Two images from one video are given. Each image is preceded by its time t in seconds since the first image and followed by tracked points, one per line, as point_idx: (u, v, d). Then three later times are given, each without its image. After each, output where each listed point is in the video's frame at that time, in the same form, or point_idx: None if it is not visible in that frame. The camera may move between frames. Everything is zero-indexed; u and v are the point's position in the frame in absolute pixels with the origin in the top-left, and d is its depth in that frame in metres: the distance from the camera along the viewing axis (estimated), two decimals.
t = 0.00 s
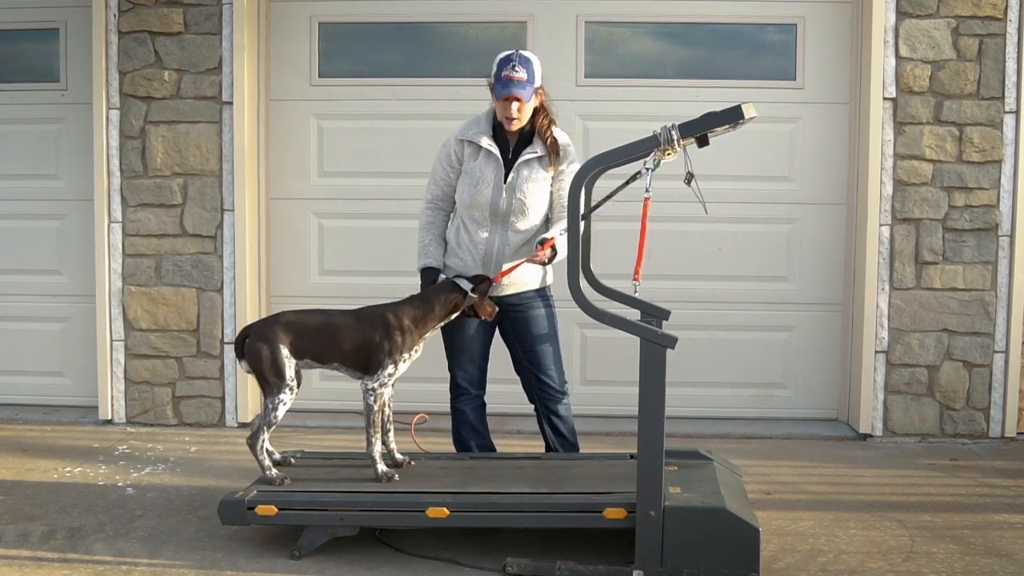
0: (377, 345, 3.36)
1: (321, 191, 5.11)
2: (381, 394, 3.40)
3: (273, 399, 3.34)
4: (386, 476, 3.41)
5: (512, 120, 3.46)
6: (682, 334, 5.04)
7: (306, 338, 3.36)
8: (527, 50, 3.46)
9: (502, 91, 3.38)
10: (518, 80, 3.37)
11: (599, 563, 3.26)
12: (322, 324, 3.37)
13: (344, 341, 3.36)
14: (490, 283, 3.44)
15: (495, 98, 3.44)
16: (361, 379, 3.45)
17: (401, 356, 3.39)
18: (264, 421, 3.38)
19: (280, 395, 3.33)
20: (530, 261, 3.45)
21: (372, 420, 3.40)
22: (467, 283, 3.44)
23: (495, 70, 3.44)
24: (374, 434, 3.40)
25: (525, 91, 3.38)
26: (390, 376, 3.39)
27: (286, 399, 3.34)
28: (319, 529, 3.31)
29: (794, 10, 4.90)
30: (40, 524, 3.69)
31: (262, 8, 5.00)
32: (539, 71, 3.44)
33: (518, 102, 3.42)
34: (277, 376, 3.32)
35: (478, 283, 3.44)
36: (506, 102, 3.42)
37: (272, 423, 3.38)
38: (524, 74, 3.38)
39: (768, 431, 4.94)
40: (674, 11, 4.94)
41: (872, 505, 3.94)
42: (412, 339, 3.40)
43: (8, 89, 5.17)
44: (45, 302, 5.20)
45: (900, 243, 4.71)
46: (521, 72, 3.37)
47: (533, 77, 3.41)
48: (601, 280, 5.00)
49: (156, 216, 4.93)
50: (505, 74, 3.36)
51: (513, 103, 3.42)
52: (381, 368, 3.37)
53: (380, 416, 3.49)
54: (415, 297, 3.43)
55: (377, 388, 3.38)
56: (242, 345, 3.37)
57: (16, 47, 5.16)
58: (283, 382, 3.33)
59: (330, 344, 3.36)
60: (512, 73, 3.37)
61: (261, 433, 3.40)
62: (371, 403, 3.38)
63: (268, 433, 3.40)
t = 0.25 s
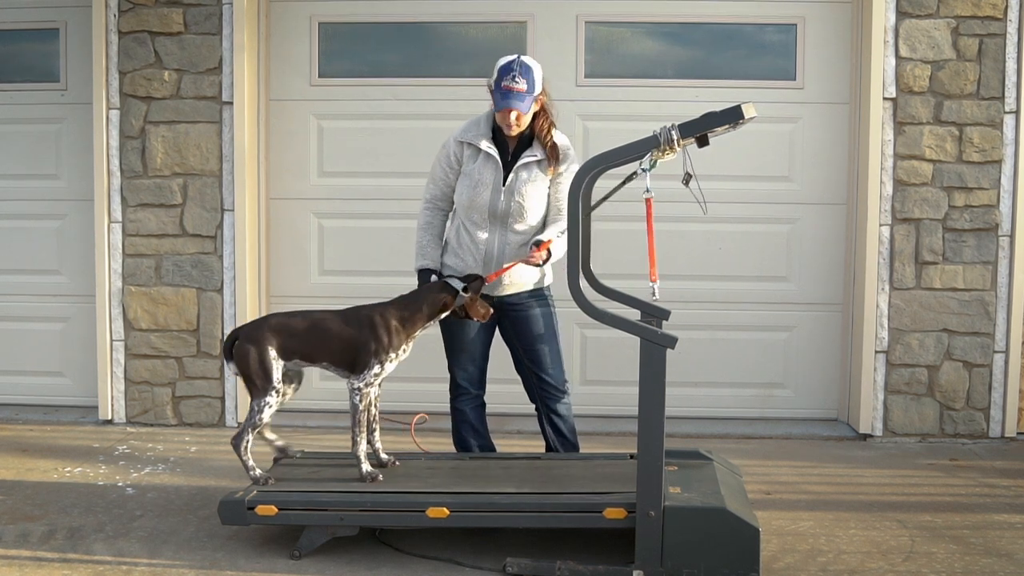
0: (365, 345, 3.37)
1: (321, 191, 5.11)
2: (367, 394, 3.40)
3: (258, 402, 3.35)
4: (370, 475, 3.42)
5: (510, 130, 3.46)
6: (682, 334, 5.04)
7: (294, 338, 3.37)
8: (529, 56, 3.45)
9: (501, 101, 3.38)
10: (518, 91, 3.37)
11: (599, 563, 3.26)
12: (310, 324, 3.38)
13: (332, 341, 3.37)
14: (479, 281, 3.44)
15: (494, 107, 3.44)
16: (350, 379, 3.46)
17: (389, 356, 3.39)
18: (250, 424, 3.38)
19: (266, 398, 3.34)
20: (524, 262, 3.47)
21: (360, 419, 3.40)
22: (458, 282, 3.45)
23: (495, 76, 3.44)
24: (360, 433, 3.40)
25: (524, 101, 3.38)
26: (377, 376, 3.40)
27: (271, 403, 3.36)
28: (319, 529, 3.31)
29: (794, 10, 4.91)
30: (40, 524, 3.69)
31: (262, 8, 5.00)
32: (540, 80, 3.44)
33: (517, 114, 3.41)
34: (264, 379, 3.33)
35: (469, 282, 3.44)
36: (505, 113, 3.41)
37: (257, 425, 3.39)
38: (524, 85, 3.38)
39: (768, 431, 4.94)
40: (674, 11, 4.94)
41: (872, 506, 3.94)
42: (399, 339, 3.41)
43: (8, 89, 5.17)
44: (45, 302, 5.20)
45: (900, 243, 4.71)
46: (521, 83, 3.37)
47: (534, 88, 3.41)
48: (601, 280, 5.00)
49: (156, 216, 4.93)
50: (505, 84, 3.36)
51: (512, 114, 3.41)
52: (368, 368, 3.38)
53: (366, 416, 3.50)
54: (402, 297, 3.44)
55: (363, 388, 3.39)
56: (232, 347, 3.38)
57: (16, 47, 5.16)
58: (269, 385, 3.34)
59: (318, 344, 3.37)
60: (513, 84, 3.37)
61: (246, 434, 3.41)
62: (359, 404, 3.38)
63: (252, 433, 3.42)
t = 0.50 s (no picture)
0: (361, 343, 3.36)
1: (321, 191, 5.11)
2: (357, 394, 3.42)
3: (262, 399, 3.33)
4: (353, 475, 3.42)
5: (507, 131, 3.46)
6: (682, 334, 5.04)
7: (292, 339, 3.36)
8: (526, 58, 3.44)
9: (497, 104, 3.39)
10: (515, 93, 3.36)
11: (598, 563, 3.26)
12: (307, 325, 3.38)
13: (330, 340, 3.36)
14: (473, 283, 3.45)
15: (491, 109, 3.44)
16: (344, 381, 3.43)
17: (380, 356, 3.40)
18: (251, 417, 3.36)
19: (270, 395, 3.33)
20: (522, 261, 3.48)
21: (348, 419, 3.44)
22: (454, 284, 3.47)
23: (492, 78, 3.43)
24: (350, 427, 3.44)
25: (520, 103, 3.38)
26: (367, 376, 3.41)
27: (274, 400, 3.34)
28: (319, 529, 3.31)
29: (794, 10, 4.90)
30: (40, 524, 3.69)
31: (262, 8, 5.00)
32: (537, 81, 3.43)
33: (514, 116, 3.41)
34: (268, 377, 3.32)
35: (465, 283, 3.44)
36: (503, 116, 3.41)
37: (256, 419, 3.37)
38: (521, 87, 3.37)
39: (768, 431, 4.94)
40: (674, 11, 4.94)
41: (872, 506, 3.94)
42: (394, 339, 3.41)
43: (8, 89, 5.17)
44: (45, 302, 5.20)
45: (900, 243, 4.71)
46: (518, 85, 3.37)
47: (531, 89, 3.41)
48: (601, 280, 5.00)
49: (156, 216, 4.93)
50: (501, 86, 3.36)
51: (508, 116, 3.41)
52: (359, 368, 3.38)
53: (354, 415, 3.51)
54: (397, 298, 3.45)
55: (353, 387, 3.40)
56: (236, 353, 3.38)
57: (16, 47, 5.16)
58: (273, 384, 3.33)
59: (316, 343, 3.35)
60: (509, 87, 3.36)
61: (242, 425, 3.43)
62: (347, 403, 3.40)
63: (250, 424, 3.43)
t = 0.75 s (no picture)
0: (362, 348, 3.37)
1: (321, 191, 5.11)
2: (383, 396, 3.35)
3: (280, 402, 3.45)
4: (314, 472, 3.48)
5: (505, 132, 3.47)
6: (682, 333, 5.04)
7: (295, 342, 3.42)
8: (524, 60, 3.44)
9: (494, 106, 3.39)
10: (512, 95, 3.36)
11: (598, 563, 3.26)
12: (311, 329, 3.43)
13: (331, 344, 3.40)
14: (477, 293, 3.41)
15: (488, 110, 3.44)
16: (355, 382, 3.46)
17: (391, 358, 3.37)
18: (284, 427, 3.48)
19: (285, 395, 3.43)
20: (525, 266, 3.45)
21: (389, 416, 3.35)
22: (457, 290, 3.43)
23: (490, 80, 3.44)
24: (402, 433, 3.39)
25: (518, 105, 3.38)
26: (384, 378, 3.37)
27: (292, 397, 3.45)
28: (319, 529, 3.31)
29: (794, 10, 4.90)
30: (40, 524, 3.69)
31: (262, 8, 5.00)
32: (534, 83, 3.43)
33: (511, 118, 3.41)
34: (275, 377, 3.41)
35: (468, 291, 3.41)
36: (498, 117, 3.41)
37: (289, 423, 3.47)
38: (517, 89, 3.37)
39: (768, 431, 4.94)
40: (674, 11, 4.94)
41: (872, 505, 3.94)
42: (400, 343, 3.39)
43: (8, 89, 5.17)
44: (45, 302, 5.20)
45: (900, 243, 4.71)
46: (515, 87, 3.37)
47: (528, 91, 3.41)
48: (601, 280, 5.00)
49: (156, 216, 4.93)
50: (497, 88, 3.36)
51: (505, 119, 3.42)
52: (371, 372, 3.34)
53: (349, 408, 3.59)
54: (404, 302, 3.43)
55: (376, 393, 3.34)
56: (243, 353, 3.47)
57: (16, 47, 5.16)
58: (282, 383, 3.41)
59: (318, 347, 3.41)
60: (506, 88, 3.37)
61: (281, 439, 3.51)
62: (378, 407, 3.33)
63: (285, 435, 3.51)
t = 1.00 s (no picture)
0: (379, 347, 3.36)
1: (321, 191, 5.11)
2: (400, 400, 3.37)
3: (288, 401, 3.41)
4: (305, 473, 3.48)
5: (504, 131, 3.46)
6: (682, 334, 5.04)
7: (311, 341, 3.41)
8: (523, 59, 3.44)
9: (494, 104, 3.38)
10: (511, 92, 3.36)
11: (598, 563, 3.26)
12: (327, 328, 3.42)
13: (347, 344, 3.39)
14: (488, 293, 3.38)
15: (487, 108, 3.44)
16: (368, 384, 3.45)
17: (408, 359, 3.37)
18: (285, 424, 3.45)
19: (293, 396, 3.40)
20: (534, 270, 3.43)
21: (400, 428, 3.37)
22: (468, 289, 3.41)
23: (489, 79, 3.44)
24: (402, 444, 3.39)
25: (518, 102, 3.38)
26: (402, 381, 3.37)
27: (299, 400, 3.41)
28: (319, 529, 3.31)
29: (794, 10, 4.91)
30: (40, 524, 3.69)
31: (262, 8, 5.00)
32: (533, 82, 3.43)
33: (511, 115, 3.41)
34: (287, 377, 3.40)
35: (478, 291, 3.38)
36: (497, 117, 3.42)
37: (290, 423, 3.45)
38: (517, 87, 3.37)
39: (768, 431, 4.94)
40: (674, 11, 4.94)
41: (872, 506, 3.94)
42: (417, 343, 3.38)
43: (8, 89, 5.17)
44: (45, 302, 5.20)
45: (900, 243, 4.71)
46: (514, 85, 3.37)
47: (528, 89, 3.41)
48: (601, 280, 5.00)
49: (156, 216, 4.93)
50: (497, 86, 3.36)
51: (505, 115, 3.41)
52: (390, 374, 3.35)
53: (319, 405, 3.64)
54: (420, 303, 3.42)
55: (394, 397, 3.35)
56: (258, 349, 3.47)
57: (16, 47, 5.16)
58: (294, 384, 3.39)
59: (334, 346, 3.40)
60: (506, 86, 3.36)
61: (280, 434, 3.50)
62: (392, 411, 3.35)
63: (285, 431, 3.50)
